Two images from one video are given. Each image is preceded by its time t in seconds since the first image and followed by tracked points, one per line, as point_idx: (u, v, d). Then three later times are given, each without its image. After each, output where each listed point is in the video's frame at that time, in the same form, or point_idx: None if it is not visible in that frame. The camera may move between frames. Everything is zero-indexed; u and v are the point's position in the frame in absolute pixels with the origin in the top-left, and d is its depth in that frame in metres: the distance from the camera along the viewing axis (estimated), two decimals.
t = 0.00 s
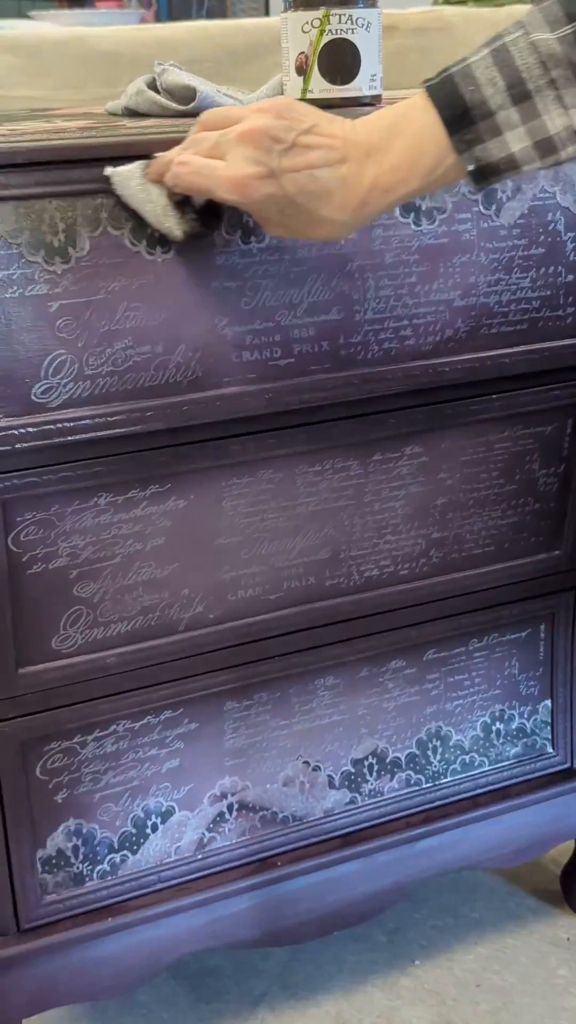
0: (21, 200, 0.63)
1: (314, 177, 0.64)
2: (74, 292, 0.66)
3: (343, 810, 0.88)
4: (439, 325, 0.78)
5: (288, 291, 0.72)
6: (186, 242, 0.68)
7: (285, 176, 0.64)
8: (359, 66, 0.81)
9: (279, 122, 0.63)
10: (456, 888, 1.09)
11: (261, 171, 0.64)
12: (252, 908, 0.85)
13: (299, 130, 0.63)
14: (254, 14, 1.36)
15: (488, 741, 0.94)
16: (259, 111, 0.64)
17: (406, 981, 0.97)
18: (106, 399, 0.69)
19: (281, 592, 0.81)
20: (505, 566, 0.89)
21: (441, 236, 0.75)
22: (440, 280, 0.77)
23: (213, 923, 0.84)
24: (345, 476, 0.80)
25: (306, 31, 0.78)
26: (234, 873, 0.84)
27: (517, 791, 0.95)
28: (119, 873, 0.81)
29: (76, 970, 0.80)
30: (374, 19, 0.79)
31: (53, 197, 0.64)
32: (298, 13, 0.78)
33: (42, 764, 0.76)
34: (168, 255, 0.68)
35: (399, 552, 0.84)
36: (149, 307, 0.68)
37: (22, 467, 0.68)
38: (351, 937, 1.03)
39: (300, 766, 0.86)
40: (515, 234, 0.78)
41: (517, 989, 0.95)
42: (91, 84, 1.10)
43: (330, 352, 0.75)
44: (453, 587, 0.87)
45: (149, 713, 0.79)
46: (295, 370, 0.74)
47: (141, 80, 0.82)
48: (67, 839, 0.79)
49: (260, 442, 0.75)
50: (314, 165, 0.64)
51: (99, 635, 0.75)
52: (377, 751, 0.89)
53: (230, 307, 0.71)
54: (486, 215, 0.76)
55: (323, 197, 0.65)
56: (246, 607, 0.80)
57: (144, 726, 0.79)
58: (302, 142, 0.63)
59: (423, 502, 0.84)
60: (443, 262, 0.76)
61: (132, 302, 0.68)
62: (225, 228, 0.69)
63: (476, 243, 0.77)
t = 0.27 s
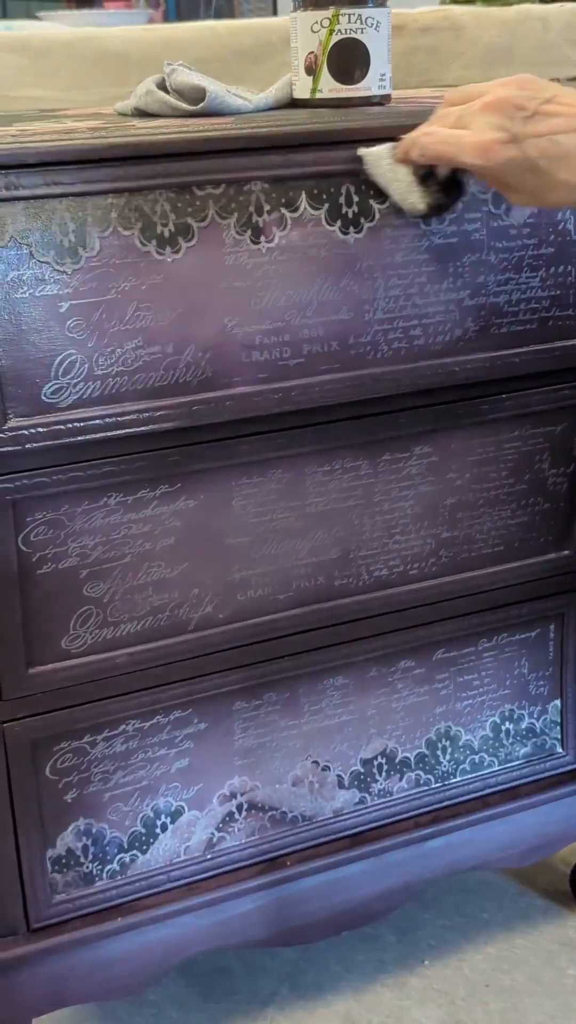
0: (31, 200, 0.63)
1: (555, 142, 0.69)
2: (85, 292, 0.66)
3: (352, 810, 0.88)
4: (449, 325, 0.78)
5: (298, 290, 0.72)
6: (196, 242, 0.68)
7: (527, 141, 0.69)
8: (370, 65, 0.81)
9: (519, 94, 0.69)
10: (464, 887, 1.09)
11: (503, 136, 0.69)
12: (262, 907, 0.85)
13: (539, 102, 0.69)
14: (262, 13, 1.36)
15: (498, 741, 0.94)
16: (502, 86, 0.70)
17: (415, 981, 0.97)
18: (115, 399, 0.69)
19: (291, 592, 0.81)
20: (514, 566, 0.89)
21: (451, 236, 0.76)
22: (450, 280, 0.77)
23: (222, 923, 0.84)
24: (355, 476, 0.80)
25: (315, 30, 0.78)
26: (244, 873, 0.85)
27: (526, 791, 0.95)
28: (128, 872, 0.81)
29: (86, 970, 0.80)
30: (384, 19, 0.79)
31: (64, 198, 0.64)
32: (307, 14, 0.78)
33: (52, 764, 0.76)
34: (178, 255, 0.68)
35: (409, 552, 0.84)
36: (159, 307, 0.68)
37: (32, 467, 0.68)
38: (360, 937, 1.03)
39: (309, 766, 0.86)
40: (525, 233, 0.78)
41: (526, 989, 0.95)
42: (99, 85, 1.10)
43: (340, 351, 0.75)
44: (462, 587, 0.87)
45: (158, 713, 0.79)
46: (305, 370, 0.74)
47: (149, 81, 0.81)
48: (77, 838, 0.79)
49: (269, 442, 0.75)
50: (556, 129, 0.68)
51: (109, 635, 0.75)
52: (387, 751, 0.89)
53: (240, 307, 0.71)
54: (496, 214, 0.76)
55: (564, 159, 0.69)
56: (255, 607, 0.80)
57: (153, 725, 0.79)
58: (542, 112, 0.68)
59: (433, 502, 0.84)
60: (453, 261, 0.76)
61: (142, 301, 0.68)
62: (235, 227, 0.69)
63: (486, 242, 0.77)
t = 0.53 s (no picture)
0: (43, 198, 0.63)
1: None
2: (96, 291, 0.66)
3: (362, 809, 0.88)
4: (460, 322, 0.77)
5: (309, 288, 0.72)
6: (208, 240, 0.68)
7: None
8: (381, 61, 0.80)
9: None
10: (474, 887, 1.09)
11: None
12: (272, 906, 0.85)
13: None
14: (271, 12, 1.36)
15: (508, 741, 0.94)
16: None
17: (425, 981, 0.96)
18: (126, 398, 0.69)
19: (301, 591, 0.81)
20: (525, 565, 0.89)
21: (462, 233, 0.75)
22: (461, 277, 0.76)
23: (233, 922, 0.84)
24: (365, 474, 0.80)
25: (326, 28, 0.78)
26: (254, 872, 0.84)
27: (537, 790, 0.94)
28: (139, 871, 0.81)
29: (96, 969, 0.80)
30: (395, 16, 0.79)
31: (75, 196, 0.64)
32: (318, 12, 0.78)
33: (62, 763, 0.76)
34: (189, 253, 0.68)
35: (420, 551, 0.84)
36: (171, 305, 0.68)
37: (44, 466, 0.68)
38: (370, 937, 1.03)
39: (320, 765, 0.86)
40: (536, 231, 0.78)
41: (537, 989, 0.95)
42: (109, 84, 1.10)
43: (351, 349, 0.75)
44: (473, 586, 0.87)
45: (169, 712, 0.79)
46: (316, 368, 0.74)
47: (161, 79, 0.81)
48: (87, 837, 0.79)
49: (280, 440, 0.75)
50: None
51: (120, 634, 0.75)
52: (397, 750, 0.89)
53: (251, 305, 0.71)
54: (508, 212, 0.76)
55: None
56: (266, 606, 0.80)
57: (164, 724, 0.79)
58: None
59: (443, 500, 0.84)
60: (465, 259, 0.76)
61: (153, 299, 0.68)
62: (246, 226, 0.69)
63: (497, 240, 0.77)
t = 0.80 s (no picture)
0: (53, 198, 0.63)
1: None
2: (106, 291, 0.66)
3: (371, 810, 0.88)
4: (469, 322, 0.77)
5: (319, 289, 0.72)
6: (217, 240, 0.68)
7: None
8: (390, 62, 0.80)
9: None
10: (482, 887, 1.09)
11: None
12: (281, 906, 0.85)
13: None
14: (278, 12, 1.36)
15: (517, 742, 0.94)
16: None
17: (433, 981, 0.96)
18: (135, 398, 0.69)
19: (310, 591, 0.81)
20: (534, 565, 0.89)
21: (471, 233, 0.75)
22: (470, 277, 0.76)
23: (242, 922, 0.84)
24: (374, 475, 0.80)
25: (336, 28, 0.78)
26: (263, 872, 0.84)
27: (545, 791, 0.94)
28: (147, 872, 0.81)
29: (105, 969, 0.80)
30: (404, 15, 0.78)
31: (84, 196, 0.64)
32: (326, 12, 0.78)
33: (71, 763, 0.76)
34: (198, 253, 0.68)
35: (429, 551, 0.84)
36: (180, 305, 0.68)
37: (53, 466, 0.68)
38: (377, 937, 1.03)
39: (328, 766, 0.86)
40: (546, 231, 0.78)
41: (545, 990, 0.94)
42: (117, 84, 1.10)
43: (361, 350, 0.74)
44: (481, 586, 0.87)
45: (177, 712, 0.79)
46: (325, 368, 0.74)
47: (169, 79, 0.82)
48: (95, 838, 0.79)
49: (289, 440, 0.75)
50: None
51: (129, 634, 0.75)
52: (406, 750, 0.89)
53: (261, 305, 0.71)
54: (518, 212, 0.76)
55: None
56: (274, 607, 0.80)
57: (173, 724, 0.79)
58: None
59: (452, 500, 0.83)
60: (474, 258, 0.76)
61: (163, 299, 0.68)
62: (255, 226, 0.69)
63: (507, 239, 0.77)
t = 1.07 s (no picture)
0: (59, 197, 0.63)
1: None
2: (111, 290, 0.66)
3: (376, 809, 0.88)
4: (475, 321, 0.77)
5: (325, 288, 0.72)
6: (223, 239, 0.68)
7: None
8: (396, 61, 0.80)
9: None
10: (488, 887, 1.09)
11: None
12: (287, 906, 0.85)
13: None
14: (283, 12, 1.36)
15: (523, 741, 0.94)
16: None
17: (439, 981, 0.96)
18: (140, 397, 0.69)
19: (316, 590, 0.81)
20: (540, 565, 0.88)
21: (477, 232, 0.75)
22: (476, 276, 0.76)
23: (247, 921, 0.84)
24: (380, 474, 0.80)
25: (342, 26, 0.78)
26: (269, 872, 0.84)
27: (551, 791, 0.94)
28: (153, 871, 0.81)
29: (111, 968, 0.80)
30: (410, 14, 0.78)
31: (90, 195, 0.64)
32: (332, 10, 0.78)
33: (77, 762, 0.76)
34: (204, 252, 0.68)
35: (435, 551, 0.84)
36: (186, 304, 0.68)
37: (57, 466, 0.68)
38: (383, 937, 1.03)
39: (334, 765, 0.86)
40: (552, 229, 0.77)
41: (551, 990, 0.94)
42: (122, 83, 1.10)
43: (367, 349, 0.74)
44: (487, 586, 0.87)
45: (183, 711, 0.79)
46: (332, 367, 0.74)
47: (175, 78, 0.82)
48: (101, 837, 0.79)
49: (295, 439, 0.75)
50: None
51: (134, 633, 0.75)
52: (411, 750, 0.89)
53: (267, 303, 0.71)
54: (524, 210, 0.76)
55: None
56: (280, 606, 0.80)
57: (178, 724, 0.79)
58: None
59: (458, 500, 0.83)
60: (480, 257, 0.76)
61: (168, 298, 0.68)
62: (261, 225, 0.69)
63: (513, 238, 0.76)
